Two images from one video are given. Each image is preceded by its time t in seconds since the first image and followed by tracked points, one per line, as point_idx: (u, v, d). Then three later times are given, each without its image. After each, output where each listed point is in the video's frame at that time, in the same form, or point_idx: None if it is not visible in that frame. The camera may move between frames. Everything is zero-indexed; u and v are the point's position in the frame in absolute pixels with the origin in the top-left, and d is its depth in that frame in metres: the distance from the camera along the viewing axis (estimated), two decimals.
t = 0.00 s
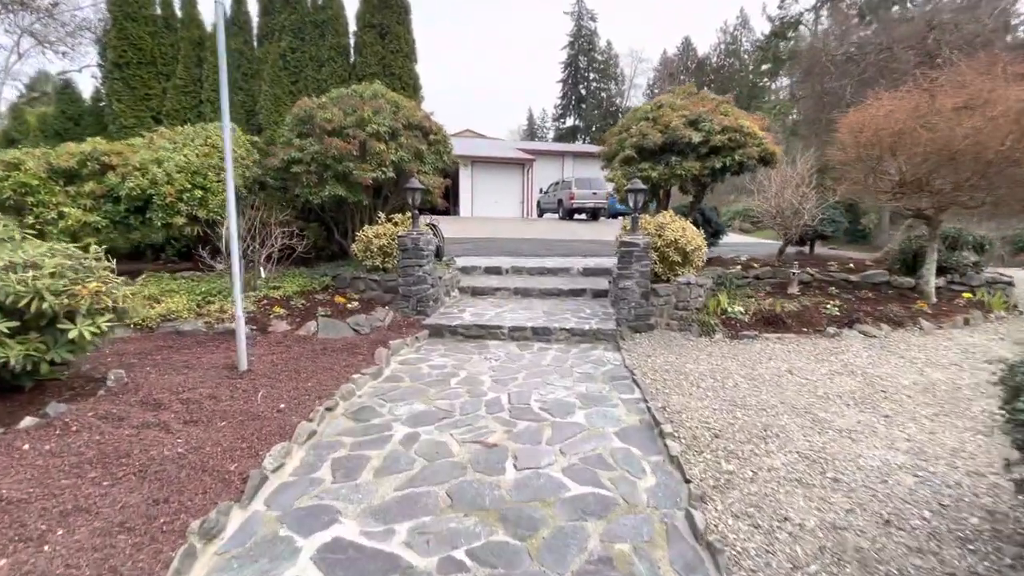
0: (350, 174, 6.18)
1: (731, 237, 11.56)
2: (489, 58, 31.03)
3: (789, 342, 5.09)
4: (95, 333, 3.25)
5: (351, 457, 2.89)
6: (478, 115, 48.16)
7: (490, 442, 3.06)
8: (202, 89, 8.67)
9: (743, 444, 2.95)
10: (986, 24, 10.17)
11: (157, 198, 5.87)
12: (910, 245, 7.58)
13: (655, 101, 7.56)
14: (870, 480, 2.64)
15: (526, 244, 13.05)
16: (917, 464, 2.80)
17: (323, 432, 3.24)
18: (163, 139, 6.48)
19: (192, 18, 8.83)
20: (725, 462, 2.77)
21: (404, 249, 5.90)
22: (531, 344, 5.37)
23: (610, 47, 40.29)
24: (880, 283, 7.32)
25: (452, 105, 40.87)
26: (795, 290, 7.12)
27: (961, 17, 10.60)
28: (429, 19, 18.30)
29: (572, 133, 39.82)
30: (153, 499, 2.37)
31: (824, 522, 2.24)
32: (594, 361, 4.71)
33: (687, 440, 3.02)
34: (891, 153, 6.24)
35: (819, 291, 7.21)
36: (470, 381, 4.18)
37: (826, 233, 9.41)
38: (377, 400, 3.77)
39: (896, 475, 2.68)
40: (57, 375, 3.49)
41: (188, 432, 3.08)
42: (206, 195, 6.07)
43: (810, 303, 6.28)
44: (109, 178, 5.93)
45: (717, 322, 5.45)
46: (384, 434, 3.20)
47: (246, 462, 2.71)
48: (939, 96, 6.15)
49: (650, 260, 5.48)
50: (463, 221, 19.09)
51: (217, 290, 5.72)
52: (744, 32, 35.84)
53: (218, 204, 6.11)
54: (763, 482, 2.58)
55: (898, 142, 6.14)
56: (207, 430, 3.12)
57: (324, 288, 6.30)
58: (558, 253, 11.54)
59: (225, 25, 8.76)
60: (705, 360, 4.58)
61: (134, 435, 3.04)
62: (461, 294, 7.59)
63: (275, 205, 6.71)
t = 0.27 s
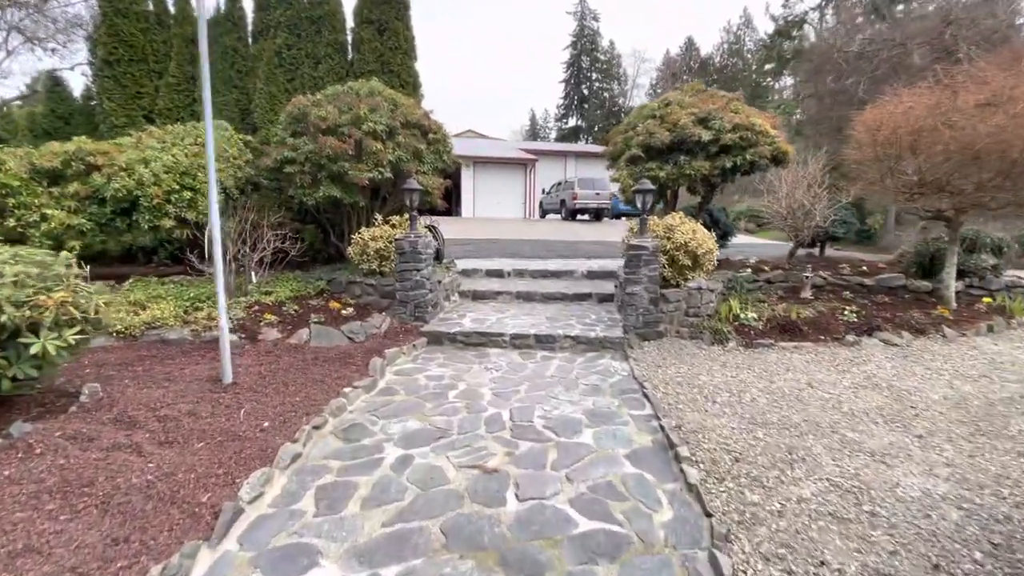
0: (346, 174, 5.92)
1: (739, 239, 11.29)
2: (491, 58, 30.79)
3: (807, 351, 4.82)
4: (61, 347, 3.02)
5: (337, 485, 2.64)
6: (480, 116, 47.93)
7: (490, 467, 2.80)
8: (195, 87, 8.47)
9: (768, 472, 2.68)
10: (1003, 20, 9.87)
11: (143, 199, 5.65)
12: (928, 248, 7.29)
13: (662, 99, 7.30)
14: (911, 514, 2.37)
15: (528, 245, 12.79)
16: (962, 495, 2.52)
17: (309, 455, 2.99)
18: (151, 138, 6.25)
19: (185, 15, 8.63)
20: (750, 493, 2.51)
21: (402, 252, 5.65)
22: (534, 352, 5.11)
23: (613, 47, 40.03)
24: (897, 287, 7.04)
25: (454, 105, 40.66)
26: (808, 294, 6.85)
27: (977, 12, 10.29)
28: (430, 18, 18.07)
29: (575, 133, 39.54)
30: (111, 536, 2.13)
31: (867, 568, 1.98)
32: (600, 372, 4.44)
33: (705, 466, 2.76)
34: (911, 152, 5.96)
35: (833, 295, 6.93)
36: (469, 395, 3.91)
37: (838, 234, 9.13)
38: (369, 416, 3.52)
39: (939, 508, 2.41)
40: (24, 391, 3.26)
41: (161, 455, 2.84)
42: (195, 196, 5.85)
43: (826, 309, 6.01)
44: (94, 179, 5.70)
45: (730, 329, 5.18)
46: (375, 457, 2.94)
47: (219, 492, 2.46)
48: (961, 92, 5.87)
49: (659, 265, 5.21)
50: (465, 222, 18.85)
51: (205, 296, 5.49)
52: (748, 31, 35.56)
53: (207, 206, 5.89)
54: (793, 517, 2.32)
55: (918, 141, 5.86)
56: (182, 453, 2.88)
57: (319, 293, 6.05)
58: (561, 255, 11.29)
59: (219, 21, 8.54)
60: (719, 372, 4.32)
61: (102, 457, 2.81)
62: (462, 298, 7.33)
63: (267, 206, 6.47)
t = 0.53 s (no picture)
0: (341, 172, 5.66)
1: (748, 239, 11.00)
2: (493, 59, 30.56)
3: (829, 358, 4.53)
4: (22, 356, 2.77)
5: (321, 512, 2.37)
6: (482, 117, 47.71)
7: (493, 489, 2.54)
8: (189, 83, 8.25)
9: (802, 497, 2.40)
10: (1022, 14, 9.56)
11: (130, 198, 5.41)
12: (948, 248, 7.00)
13: (671, 94, 7.03)
14: (968, 547, 2.09)
15: (532, 246, 12.52)
16: (1021, 524, 2.24)
17: (294, 475, 2.73)
18: (141, 135, 6.02)
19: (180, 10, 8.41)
20: (784, 522, 2.23)
21: (400, 253, 5.39)
22: (539, 358, 4.84)
23: (615, 48, 39.79)
24: (917, 289, 6.75)
25: (456, 106, 40.45)
26: (824, 297, 6.57)
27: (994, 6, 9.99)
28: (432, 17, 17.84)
29: (578, 134, 39.29)
30: None
31: None
32: (610, 381, 4.16)
33: (731, 489, 2.48)
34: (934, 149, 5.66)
35: (849, 298, 6.65)
36: (471, 406, 3.65)
37: (852, 235, 8.85)
38: (361, 430, 3.25)
39: (999, 541, 2.13)
40: None
41: (130, 476, 2.59)
42: (184, 195, 5.61)
43: (844, 312, 5.74)
44: (79, 177, 5.47)
45: (746, 334, 4.90)
46: (366, 478, 2.68)
47: (190, 520, 2.21)
48: (988, 85, 5.58)
49: (671, 266, 4.92)
50: (467, 223, 18.60)
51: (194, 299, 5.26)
52: (752, 32, 35.29)
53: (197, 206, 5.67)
54: (836, 552, 2.04)
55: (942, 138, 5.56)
56: (154, 473, 2.63)
57: (314, 296, 5.81)
58: (566, 256, 11.01)
59: (214, 16, 8.29)
60: (737, 381, 4.04)
61: (66, 478, 2.57)
62: (463, 300, 7.08)
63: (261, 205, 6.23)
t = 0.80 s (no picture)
0: (335, 174, 5.37)
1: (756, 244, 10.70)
2: (494, 64, 30.38)
3: (856, 374, 4.21)
4: None
5: (297, 563, 2.06)
6: (482, 121, 47.50)
7: (496, 533, 2.21)
8: (180, 83, 7.90)
9: (853, 546, 2.08)
10: None
11: (111, 202, 5.11)
12: (971, 254, 6.70)
13: (680, 93, 6.74)
14: None
15: (533, 251, 12.21)
16: None
17: (270, 514, 2.41)
18: (124, 136, 5.72)
19: (171, 8, 8.07)
20: None
21: (395, 259, 5.06)
22: (543, 373, 4.52)
23: (616, 53, 39.67)
24: (938, 298, 6.44)
25: (456, 111, 40.25)
26: (841, 305, 6.26)
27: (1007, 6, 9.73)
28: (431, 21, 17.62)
29: (578, 139, 39.09)
30: None
31: None
32: (621, 400, 3.84)
33: (769, 534, 2.16)
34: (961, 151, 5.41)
35: (868, 307, 6.34)
36: (470, 429, 3.33)
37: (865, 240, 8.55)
38: (349, 458, 2.93)
39: None
40: None
41: (83, 516, 2.27)
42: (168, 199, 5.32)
43: (866, 323, 5.42)
44: (58, 180, 5.18)
45: (765, 347, 4.58)
46: (351, 518, 2.36)
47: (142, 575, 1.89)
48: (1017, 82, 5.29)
49: (685, 274, 4.61)
50: (466, 227, 18.28)
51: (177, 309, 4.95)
52: (753, 36, 35.18)
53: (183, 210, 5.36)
54: None
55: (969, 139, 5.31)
56: (110, 513, 2.31)
57: (305, 305, 5.50)
58: (568, 261, 10.70)
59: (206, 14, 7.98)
60: (760, 401, 3.71)
61: (9, 519, 2.25)
62: (463, 308, 6.77)
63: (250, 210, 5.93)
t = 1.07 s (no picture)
0: (327, 177, 5.10)
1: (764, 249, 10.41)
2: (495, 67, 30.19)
3: (884, 392, 3.93)
4: None
5: None
6: (483, 125, 47.28)
7: None
8: (172, 84, 7.62)
9: None
10: None
11: (92, 207, 4.85)
12: (994, 261, 6.42)
13: (689, 93, 6.47)
14: None
15: (535, 256, 11.93)
16: None
17: (239, 564, 2.12)
18: (109, 137, 5.46)
19: (163, 7, 7.78)
20: None
21: (391, 266, 4.77)
22: (548, 389, 4.23)
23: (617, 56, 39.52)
24: (961, 307, 6.14)
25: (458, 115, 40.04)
26: (860, 315, 5.96)
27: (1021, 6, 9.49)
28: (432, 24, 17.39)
29: (580, 142, 38.88)
30: None
31: None
32: (633, 421, 3.55)
33: None
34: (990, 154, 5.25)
35: (888, 316, 6.05)
36: (469, 455, 3.04)
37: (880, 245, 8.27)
38: (333, 493, 2.64)
39: None
40: None
41: (27, 567, 1.98)
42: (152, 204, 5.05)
43: (889, 334, 5.13)
44: (37, 183, 4.91)
45: (786, 361, 4.29)
46: (331, 569, 2.07)
47: None
48: None
49: (699, 283, 4.32)
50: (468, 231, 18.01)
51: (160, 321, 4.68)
52: (755, 40, 35.05)
53: (168, 215, 5.12)
54: None
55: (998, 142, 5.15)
56: (58, 562, 2.02)
57: (297, 316, 5.22)
58: (571, 267, 10.41)
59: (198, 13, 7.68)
60: (784, 423, 3.42)
61: None
62: (463, 317, 6.49)
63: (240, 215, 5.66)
